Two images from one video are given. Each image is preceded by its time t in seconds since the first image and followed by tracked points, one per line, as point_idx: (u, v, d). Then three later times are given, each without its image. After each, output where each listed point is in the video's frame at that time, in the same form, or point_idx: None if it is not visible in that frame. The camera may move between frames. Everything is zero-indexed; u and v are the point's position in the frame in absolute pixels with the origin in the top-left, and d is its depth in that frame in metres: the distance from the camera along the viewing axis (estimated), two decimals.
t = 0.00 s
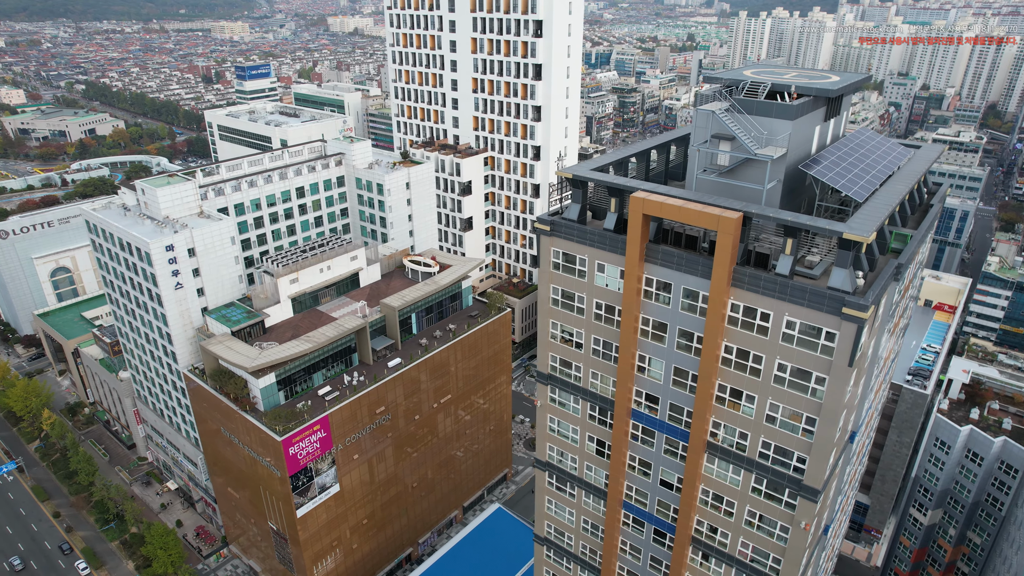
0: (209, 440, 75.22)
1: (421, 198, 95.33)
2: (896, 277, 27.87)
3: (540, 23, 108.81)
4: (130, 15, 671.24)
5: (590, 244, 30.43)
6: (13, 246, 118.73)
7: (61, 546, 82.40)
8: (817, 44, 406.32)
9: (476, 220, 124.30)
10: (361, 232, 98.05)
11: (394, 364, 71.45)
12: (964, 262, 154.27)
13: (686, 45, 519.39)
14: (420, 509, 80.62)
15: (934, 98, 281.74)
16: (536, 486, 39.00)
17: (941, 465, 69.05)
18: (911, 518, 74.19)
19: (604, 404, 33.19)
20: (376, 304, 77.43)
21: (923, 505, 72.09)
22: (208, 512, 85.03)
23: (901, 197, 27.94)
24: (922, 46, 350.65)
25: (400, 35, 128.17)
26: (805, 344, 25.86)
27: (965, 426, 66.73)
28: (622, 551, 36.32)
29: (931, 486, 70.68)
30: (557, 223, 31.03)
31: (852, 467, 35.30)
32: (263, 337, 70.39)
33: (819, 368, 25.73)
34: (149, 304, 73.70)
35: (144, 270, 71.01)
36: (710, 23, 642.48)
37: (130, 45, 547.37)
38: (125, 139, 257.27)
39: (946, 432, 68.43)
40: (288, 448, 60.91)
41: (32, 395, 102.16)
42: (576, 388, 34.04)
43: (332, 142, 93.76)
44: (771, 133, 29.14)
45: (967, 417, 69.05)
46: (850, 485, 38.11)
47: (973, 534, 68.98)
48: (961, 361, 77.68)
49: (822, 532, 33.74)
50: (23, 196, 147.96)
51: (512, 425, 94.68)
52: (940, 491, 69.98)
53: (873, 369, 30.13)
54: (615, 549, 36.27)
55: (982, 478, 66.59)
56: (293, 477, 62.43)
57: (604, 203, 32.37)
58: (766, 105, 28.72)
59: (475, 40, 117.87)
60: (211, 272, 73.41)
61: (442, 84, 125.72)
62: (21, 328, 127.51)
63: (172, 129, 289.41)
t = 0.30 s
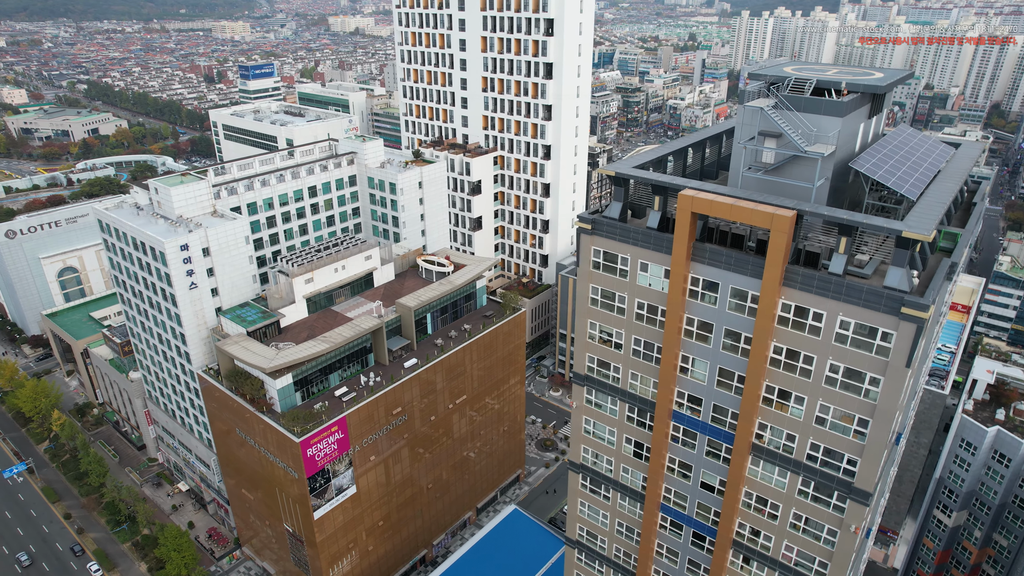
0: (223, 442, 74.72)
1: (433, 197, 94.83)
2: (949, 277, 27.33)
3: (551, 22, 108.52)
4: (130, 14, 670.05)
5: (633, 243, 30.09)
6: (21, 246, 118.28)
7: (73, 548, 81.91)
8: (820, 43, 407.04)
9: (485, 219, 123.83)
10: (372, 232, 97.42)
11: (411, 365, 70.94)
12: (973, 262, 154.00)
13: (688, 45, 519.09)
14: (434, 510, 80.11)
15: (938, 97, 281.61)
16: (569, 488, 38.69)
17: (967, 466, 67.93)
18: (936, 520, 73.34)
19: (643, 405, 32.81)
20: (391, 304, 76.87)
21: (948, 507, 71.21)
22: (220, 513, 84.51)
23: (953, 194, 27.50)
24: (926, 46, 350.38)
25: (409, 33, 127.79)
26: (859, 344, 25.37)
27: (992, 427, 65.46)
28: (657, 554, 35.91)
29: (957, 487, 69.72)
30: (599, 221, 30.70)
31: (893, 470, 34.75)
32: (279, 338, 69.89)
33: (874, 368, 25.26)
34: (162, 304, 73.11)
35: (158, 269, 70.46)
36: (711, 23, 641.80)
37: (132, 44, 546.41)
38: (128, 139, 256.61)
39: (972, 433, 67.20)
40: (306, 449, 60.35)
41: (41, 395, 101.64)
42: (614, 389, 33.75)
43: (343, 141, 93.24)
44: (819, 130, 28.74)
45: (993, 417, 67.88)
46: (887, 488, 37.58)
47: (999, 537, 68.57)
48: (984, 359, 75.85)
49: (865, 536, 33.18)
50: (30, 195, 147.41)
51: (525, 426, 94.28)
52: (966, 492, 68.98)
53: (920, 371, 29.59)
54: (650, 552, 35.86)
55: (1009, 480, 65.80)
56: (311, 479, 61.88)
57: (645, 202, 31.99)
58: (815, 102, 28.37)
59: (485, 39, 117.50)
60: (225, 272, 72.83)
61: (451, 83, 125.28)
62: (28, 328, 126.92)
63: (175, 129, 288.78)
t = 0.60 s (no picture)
0: (236, 444, 74.02)
1: (444, 197, 94.15)
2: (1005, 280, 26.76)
3: (562, 21, 107.99)
4: (130, 14, 668.87)
5: (675, 245, 29.60)
6: (28, 247, 117.66)
7: (83, 551, 81.23)
8: (822, 43, 407.72)
9: (494, 219, 123.13)
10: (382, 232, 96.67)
11: (426, 366, 70.23)
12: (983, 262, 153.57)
13: (690, 45, 518.77)
14: (449, 513, 79.52)
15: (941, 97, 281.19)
16: (601, 493, 38.13)
17: (993, 470, 66.22)
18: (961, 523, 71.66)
19: (683, 409, 32.21)
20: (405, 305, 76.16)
21: (973, 509, 69.40)
22: (232, 516, 83.80)
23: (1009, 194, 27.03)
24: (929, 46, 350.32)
25: (417, 32, 127.24)
26: (917, 348, 24.71)
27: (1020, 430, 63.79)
28: (693, 560, 35.46)
29: (982, 490, 67.94)
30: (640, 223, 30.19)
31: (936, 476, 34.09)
32: (293, 339, 69.20)
33: (931, 373, 24.66)
34: (175, 305, 72.34)
35: (171, 270, 69.71)
36: (712, 23, 640.86)
37: (132, 44, 544.98)
38: (131, 139, 255.80)
39: (998, 436, 65.29)
40: (323, 452, 59.62)
41: (49, 397, 100.99)
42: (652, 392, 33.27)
43: (354, 141, 92.54)
44: (870, 128, 28.23)
45: (1020, 419, 66.70)
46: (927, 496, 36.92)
47: None
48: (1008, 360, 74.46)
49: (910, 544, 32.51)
50: (35, 196, 146.74)
51: (538, 428, 93.80)
52: (992, 496, 67.17)
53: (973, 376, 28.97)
54: (686, 558, 35.35)
55: None
56: (328, 482, 61.18)
57: (685, 203, 31.52)
58: (866, 99, 27.87)
59: (494, 38, 116.94)
60: (238, 273, 72.06)
61: (459, 82, 124.65)
62: (34, 329, 126.21)
63: (178, 129, 287.97)
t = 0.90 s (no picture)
0: (247, 447, 73.10)
1: (455, 198, 93.34)
2: None
3: (572, 20, 107.21)
4: (131, 14, 667.47)
5: (720, 248, 29.55)
6: (33, 248, 116.85)
7: (92, 555, 80.37)
8: (825, 43, 409.83)
9: (503, 220, 122.24)
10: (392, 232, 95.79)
11: (441, 369, 69.46)
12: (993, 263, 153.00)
13: (693, 45, 518.41)
14: (462, 517, 78.76)
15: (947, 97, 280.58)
16: (634, 501, 38.35)
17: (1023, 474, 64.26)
18: (988, 530, 70.19)
19: (727, 417, 32.11)
20: (419, 307, 75.36)
21: (1001, 515, 67.93)
22: (242, 520, 82.88)
23: None
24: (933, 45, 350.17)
25: (425, 31, 126.50)
26: (980, 356, 25.85)
27: None
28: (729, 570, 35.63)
29: (1010, 497, 66.48)
30: (681, 225, 30.42)
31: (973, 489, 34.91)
32: (307, 342, 68.32)
33: (993, 381, 25.79)
34: (186, 308, 71.40)
35: (182, 271, 68.80)
36: (714, 22, 640.18)
37: (133, 44, 543.50)
38: (134, 139, 254.82)
39: None
40: (339, 457, 58.81)
41: (55, 399, 100.07)
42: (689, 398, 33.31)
43: (364, 141, 91.67)
44: (925, 128, 27.88)
45: None
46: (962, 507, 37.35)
47: None
48: None
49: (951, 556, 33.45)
50: (39, 196, 145.82)
51: (551, 431, 93.11)
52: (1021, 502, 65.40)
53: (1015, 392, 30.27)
54: (723, 569, 35.54)
55: None
56: (344, 487, 60.33)
57: (727, 204, 31.39)
58: (922, 98, 27.48)
59: (503, 37, 116.19)
60: (250, 274, 71.15)
61: (468, 81, 123.78)
62: (38, 330, 125.32)
63: (180, 129, 286.92)
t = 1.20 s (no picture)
0: (258, 451, 72.16)
1: (467, 199, 92.37)
2: None
3: (583, 19, 106.18)
4: (131, 14, 665.60)
5: (767, 252, 32.70)
6: (37, 248, 115.90)
7: (100, 561, 79.43)
8: (828, 43, 409.34)
9: (511, 220, 121.26)
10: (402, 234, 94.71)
11: (457, 373, 68.55)
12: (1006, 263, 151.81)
13: (695, 44, 517.29)
14: (476, 522, 78.01)
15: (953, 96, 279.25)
16: (670, 513, 43.29)
17: None
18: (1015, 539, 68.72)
19: (775, 427, 35.80)
20: (433, 309, 74.42)
21: None
22: (252, 524, 81.95)
23: None
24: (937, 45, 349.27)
25: (433, 31, 125.59)
26: None
27: None
28: None
29: None
30: (726, 228, 33.34)
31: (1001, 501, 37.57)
32: (320, 345, 67.23)
33: None
34: (197, 310, 70.37)
35: (193, 273, 67.73)
36: (716, 22, 638.91)
37: (134, 44, 541.98)
38: (136, 139, 253.63)
39: None
40: (355, 462, 57.87)
41: (61, 402, 99.10)
42: (731, 407, 37.12)
43: (374, 141, 90.62)
44: (983, 127, 29.85)
45: None
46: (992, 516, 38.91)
47: None
48: None
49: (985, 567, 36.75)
50: (42, 197, 144.73)
51: (563, 434, 92.26)
52: None
53: None
54: None
55: None
56: (359, 493, 59.39)
57: (769, 207, 34.50)
58: (981, 98, 29.48)
59: (513, 36, 115.23)
60: (262, 276, 70.13)
61: (476, 81, 122.80)
62: (43, 332, 124.23)
63: (183, 129, 285.58)
